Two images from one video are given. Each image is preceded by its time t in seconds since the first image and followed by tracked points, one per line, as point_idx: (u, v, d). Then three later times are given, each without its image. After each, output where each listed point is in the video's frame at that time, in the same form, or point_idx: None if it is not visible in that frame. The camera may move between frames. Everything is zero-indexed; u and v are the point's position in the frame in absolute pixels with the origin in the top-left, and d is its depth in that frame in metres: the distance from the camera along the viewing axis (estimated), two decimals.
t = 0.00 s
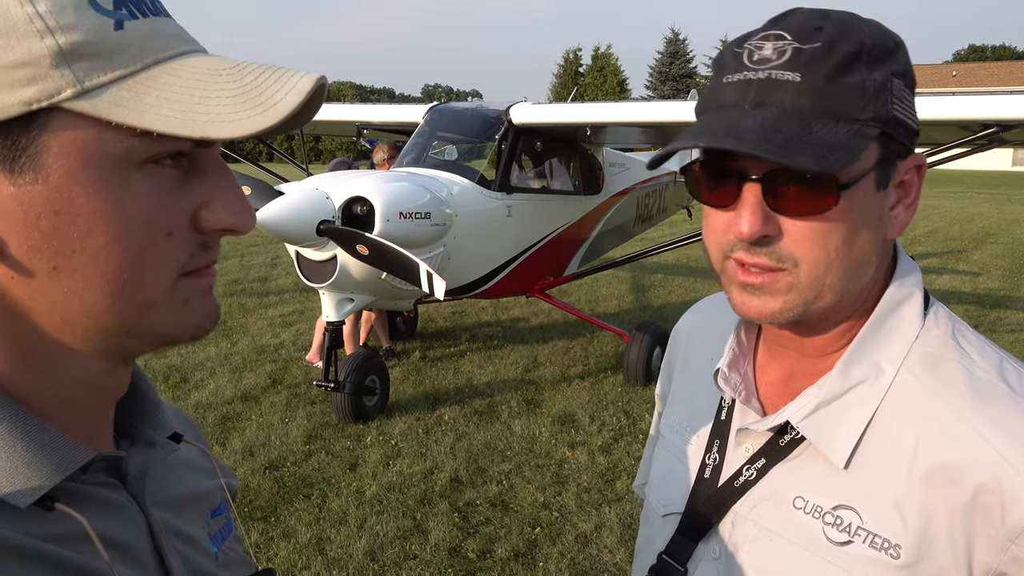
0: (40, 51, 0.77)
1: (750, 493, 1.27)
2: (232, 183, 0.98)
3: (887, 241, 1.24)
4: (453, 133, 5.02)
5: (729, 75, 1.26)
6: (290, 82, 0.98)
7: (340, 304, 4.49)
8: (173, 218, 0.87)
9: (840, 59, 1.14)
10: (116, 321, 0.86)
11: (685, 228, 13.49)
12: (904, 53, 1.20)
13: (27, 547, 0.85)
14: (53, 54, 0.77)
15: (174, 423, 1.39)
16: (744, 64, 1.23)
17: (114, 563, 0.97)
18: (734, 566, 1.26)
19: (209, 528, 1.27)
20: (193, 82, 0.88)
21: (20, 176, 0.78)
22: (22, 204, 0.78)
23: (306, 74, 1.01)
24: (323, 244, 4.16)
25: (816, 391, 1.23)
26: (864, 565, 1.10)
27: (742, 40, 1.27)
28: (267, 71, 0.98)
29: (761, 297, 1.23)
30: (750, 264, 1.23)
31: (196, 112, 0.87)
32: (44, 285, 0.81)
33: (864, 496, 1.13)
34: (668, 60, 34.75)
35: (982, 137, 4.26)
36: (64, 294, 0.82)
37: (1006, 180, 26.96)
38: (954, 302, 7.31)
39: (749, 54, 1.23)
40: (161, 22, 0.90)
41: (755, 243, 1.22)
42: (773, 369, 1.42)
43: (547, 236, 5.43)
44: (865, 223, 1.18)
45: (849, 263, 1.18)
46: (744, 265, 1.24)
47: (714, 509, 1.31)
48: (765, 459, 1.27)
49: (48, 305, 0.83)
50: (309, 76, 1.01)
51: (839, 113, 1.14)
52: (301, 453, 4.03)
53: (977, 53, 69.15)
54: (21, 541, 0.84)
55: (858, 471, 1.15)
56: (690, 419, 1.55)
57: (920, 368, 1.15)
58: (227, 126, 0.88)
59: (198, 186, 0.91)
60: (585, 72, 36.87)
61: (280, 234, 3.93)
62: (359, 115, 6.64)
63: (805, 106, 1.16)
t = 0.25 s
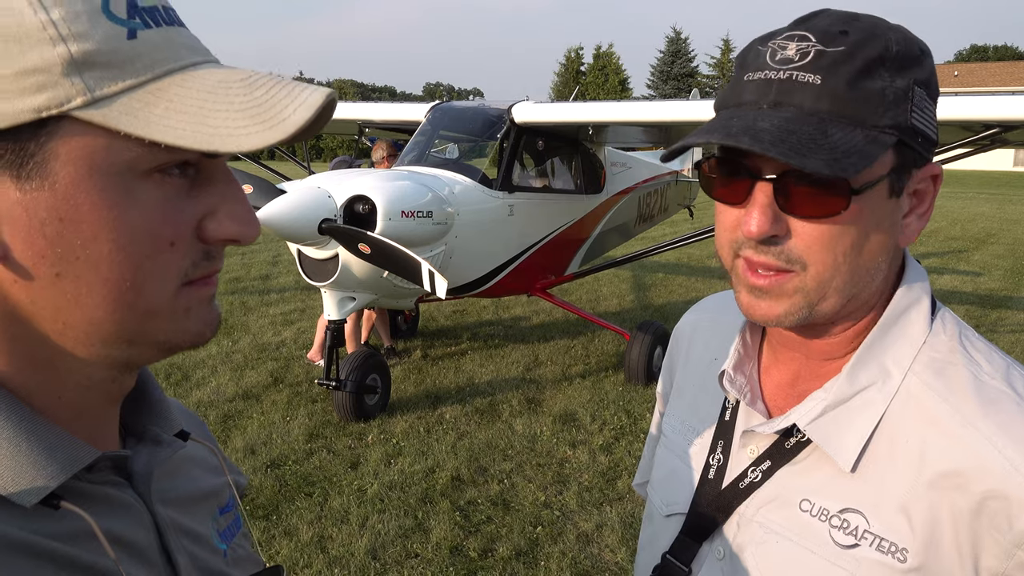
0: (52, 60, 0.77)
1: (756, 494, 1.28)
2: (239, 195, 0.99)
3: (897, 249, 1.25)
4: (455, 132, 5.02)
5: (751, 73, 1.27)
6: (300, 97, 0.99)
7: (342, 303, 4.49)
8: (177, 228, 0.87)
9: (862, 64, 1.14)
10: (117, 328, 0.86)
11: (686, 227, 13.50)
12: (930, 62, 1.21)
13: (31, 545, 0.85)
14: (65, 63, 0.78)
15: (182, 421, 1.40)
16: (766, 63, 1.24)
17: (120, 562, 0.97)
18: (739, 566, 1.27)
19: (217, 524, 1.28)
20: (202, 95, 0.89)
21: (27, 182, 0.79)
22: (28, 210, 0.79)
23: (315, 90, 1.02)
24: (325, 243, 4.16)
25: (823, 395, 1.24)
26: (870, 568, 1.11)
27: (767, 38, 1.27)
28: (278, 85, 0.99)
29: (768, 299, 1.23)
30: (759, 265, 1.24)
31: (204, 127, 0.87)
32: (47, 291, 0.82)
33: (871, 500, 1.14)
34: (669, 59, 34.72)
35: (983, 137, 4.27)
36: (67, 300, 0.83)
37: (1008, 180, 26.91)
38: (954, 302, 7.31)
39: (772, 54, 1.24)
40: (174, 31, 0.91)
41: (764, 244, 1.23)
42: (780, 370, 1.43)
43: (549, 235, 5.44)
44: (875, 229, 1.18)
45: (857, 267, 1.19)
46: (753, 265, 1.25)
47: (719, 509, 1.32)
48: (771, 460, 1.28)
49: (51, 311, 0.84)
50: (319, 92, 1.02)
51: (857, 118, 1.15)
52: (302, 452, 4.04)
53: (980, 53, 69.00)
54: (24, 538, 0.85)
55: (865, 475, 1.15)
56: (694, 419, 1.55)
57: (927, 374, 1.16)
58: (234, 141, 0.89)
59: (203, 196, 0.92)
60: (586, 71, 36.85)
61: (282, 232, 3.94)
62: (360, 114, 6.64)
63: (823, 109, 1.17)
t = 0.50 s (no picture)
0: (45, 52, 0.77)
1: (755, 494, 1.27)
2: (238, 183, 0.99)
3: (895, 253, 1.23)
4: (456, 130, 5.02)
5: (759, 66, 1.27)
6: (294, 82, 0.98)
7: (342, 301, 4.48)
8: (177, 217, 0.87)
9: (868, 64, 1.13)
10: (121, 319, 0.86)
11: (686, 226, 13.49)
12: (942, 68, 1.19)
13: (38, 538, 0.85)
14: (58, 54, 0.77)
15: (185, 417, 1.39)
16: (773, 57, 1.24)
17: (127, 557, 0.97)
18: (739, 566, 1.26)
19: (222, 520, 1.27)
20: (195, 82, 0.88)
21: (25, 175, 0.78)
22: (28, 203, 0.78)
23: (309, 74, 1.01)
24: (325, 241, 4.16)
25: (823, 395, 1.23)
26: (869, 569, 1.10)
27: (778, 34, 1.27)
28: (271, 70, 0.98)
29: (755, 291, 1.24)
30: (749, 257, 1.24)
31: (198, 112, 0.87)
32: (48, 283, 0.82)
33: (872, 501, 1.13)
34: (671, 58, 34.68)
35: (984, 138, 4.26)
36: (69, 291, 0.82)
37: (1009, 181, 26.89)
38: (954, 303, 7.30)
39: (781, 49, 1.23)
40: (166, 21, 0.90)
41: (753, 236, 1.23)
42: (780, 369, 1.42)
43: (549, 234, 5.43)
44: (868, 231, 1.17)
45: (847, 268, 1.18)
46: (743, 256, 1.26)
47: (718, 509, 1.32)
48: (770, 460, 1.28)
49: (54, 304, 0.84)
50: (313, 76, 1.01)
51: (855, 120, 1.15)
52: (302, 450, 4.03)
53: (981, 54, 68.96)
54: (31, 532, 0.84)
55: (865, 475, 1.15)
56: (693, 418, 1.55)
57: (926, 375, 1.15)
58: (227, 125, 0.88)
59: (202, 184, 0.91)
60: (587, 70, 36.83)
61: (282, 229, 3.93)
62: (361, 112, 6.64)
63: (822, 107, 1.17)
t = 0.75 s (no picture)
0: (50, 50, 0.77)
1: (755, 491, 1.28)
2: (240, 185, 0.99)
3: (892, 245, 1.24)
4: (455, 130, 5.02)
5: (751, 61, 1.28)
6: (298, 86, 0.98)
7: (342, 301, 4.48)
8: (177, 218, 0.87)
9: (861, 55, 1.14)
10: (120, 319, 0.86)
11: (686, 225, 13.49)
12: (932, 60, 1.20)
13: (34, 537, 0.85)
14: (62, 54, 0.78)
15: (185, 415, 1.39)
16: (767, 52, 1.24)
17: (124, 555, 0.97)
18: (739, 563, 1.27)
19: (220, 518, 1.27)
20: (199, 84, 0.88)
21: (27, 174, 0.78)
22: (29, 202, 0.78)
23: (315, 80, 1.02)
24: (324, 241, 4.16)
25: (823, 391, 1.23)
26: (870, 564, 1.11)
27: (769, 30, 1.28)
28: (276, 74, 0.98)
29: (755, 285, 1.23)
30: (748, 251, 1.24)
31: (201, 116, 0.87)
32: (48, 282, 0.82)
33: (872, 496, 1.13)
34: (670, 57, 34.66)
35: (983, 136, 4.26)
36: (69, 290, 0.83)
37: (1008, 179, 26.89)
38: (954, 301, 7.31)
39: (773, 44, 1.24)
40: (172, 22, 0.90)
41: (753, 229, 1.23)
42: (780, 366, 1.42)
43: (548, 233, 5.43)
44: (866, 221, 1.18)
45: (847, 259, 1.18)
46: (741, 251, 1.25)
47: (718, 506, 1.32)
48: (770, 457, 1.28)
49: (53, 303, 0.84)
50: (318, 81, 1.02)
51: (850, 110, 1.15)
52: (302, 449, 4.04)
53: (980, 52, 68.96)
54: (27, 531, 0.84)
55: (865, 470, 1.15)
56: (693, 417, 1.55)
57: (925, 369, 1.16)
58: (230, 129, 0.88)
59: (203, 187, 0.91)
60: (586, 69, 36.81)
61: (282, 229, 3.93)
62: (360, 111, 6.63)
63: (817, 98, 1.17)
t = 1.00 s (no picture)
0: (44, 43, 0.77)
1: (754, 486, 1.28)
2: (237, 178, 0.99)
3: (886, 238, 1.24)
4: (455, 129, 5.02)
5: (743, 54, 1.28)
6: (293, 76, 0.98)
7: (342, 301, 4.48)
8: (174, 211, 0.87)
9: (852, 46, 1.14)
10: (118, 312, 0.86)
11: (686, 225, 13.49)
12: (923, 51, 1.20)
13: (33, 531, 0.85)
14: (57, 46, 0.78)
15: (183, 411, 1.39)
16: (758, 44, 1.25)
17: (122, 550, 0.97)
18: (738, 558, 1.26)
19: (218, 514, 1.28)
20: (195, 75, 0.89)
21: (23, 166, 0.78)
22: (25, 195, 0.78)
23: (310, 70, 1.02)
24: (324, 241, 4.16)
25: (819, 385, 1.23)
26: (867, 558, 1.11)
27: (760, 23, 1.29)
28: (271, 65, 0.98)
29: (750, 278, 1.23)
30: (742, 243, 1.24)
31: (197, 106, 0.87)
32: (46, 275, 0.82)
33: (868, 490, 1.13)
34: (670, 57, 34.65)
35: (982, 133, 4.26)
36: (66, 284, 0.83)
37: (1009, 177, 26.87)
38: (955, 299, 7.31)
39: (764, 36, 1.25)
40: (166, 14, 0.91)
41: (747, 220, 1.23)
42: (778, 361, 1.42)
43: (548, 232, 5.43)
44: (860, 213, 1.17)
45: (840, 251, 1.18)
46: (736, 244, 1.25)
47: (717, 502, 1.32)
48: (767, 452, 1.28)
49: (51, 296, 0.84)
50: (313, 71, 1.02)
51: (842, 99, 1.15)
52: (302, 449, 4.04)
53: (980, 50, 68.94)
54: (26, 525, 0.84)
55: (862, 465, 1.15)
56: (692, 412, 1.55)
57: (922, 363, 1.15)
58: (226, 118, 0.88)
59: (200, 178, 0.91)
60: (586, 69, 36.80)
61: (281, 229, 3.93)
62: (359, 112, 6.64)
63: (809, 88, 1.17)
